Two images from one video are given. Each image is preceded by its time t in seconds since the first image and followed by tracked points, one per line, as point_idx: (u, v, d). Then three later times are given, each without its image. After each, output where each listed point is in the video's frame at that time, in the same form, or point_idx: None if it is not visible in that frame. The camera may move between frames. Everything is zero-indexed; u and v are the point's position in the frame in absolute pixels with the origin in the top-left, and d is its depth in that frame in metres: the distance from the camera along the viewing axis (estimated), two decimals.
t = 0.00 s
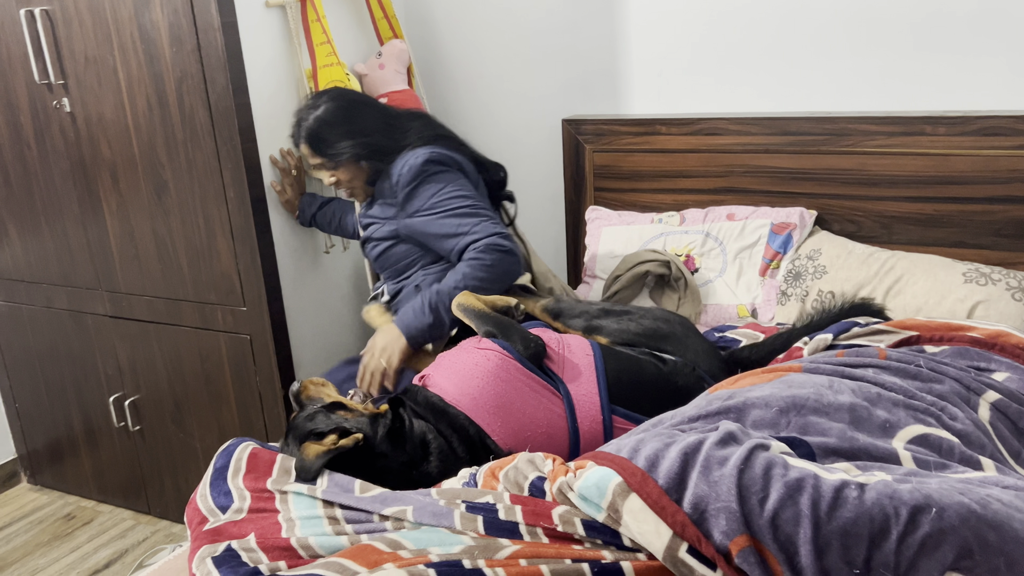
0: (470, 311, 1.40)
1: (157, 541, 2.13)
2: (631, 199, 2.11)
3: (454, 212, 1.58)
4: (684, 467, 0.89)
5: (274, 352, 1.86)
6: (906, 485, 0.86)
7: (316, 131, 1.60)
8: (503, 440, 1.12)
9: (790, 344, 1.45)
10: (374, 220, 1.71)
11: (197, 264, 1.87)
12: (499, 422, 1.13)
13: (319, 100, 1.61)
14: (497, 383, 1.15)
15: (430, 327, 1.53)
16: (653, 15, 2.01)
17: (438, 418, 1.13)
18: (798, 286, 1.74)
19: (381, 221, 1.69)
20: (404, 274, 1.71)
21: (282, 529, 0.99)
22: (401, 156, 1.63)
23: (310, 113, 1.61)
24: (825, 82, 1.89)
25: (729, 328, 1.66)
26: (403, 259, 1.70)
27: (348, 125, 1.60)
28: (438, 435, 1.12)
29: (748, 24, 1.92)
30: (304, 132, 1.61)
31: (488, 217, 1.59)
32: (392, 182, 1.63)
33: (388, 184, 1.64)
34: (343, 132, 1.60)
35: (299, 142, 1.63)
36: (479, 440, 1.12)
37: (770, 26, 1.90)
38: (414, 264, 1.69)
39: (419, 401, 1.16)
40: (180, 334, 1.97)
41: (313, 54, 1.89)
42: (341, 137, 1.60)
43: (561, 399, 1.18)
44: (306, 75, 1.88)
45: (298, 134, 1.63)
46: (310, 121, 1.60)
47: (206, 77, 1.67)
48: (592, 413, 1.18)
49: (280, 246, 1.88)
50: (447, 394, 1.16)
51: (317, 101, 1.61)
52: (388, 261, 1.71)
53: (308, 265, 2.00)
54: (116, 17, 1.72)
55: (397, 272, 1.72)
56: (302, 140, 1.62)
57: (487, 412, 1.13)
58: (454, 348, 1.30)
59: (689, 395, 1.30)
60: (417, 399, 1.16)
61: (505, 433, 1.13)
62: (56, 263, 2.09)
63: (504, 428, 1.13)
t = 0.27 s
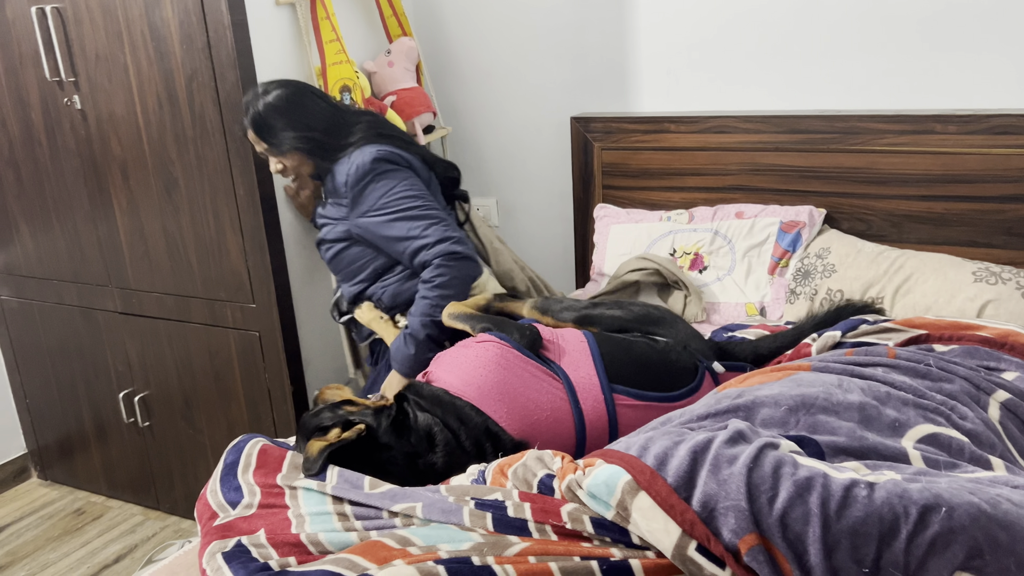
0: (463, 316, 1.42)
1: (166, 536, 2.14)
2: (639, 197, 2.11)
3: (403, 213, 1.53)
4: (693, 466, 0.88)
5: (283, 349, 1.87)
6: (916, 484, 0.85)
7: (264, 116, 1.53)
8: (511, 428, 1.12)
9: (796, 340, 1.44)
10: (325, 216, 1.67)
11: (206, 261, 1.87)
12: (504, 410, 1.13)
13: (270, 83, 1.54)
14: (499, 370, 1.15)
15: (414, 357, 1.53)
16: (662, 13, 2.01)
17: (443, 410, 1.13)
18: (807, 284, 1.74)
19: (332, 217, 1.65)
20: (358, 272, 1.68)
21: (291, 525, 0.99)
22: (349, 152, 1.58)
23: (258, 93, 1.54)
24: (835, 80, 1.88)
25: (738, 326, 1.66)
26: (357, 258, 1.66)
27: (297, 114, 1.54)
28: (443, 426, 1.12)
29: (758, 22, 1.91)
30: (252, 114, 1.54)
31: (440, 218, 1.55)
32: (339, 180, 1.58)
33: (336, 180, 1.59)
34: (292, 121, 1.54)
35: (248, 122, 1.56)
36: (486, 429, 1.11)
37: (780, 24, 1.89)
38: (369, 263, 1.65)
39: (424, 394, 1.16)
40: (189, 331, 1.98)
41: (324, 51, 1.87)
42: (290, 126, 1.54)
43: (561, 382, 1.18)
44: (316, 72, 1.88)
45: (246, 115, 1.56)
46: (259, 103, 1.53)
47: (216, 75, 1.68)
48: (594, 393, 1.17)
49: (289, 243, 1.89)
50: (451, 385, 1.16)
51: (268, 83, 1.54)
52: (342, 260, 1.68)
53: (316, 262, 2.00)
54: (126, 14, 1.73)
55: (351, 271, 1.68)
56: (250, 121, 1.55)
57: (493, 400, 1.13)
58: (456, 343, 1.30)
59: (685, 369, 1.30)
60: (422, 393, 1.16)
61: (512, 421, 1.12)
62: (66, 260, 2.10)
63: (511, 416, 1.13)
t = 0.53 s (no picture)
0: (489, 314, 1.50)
1: (178, 529, 2.16)
2: (651, 193, 2.11)
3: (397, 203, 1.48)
4: (706, 461, 0.88)
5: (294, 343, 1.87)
6: (931, 481, 0.85)
7: (259, 84, 1.43)
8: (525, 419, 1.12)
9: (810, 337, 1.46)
10: (308, 195, 1.59)
11: (219, 256, 1.88)
12: (519, 400, 1.13)
13: (265, 50, 1.44)
14: (512, 361, 1.17)
15: (421, 358, 1.45)
16: (674, 8, 2.00)
17: (455, 403, 1.12)
18: (820, 281, 1.73)
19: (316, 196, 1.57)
20: (339, 257, 1.60)
21: (305, 518, 1.00)
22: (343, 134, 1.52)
23: (253, 58, 1.44)
24: (849, 75, 1.87)
25: (751, 323, 1.65)
26: (337, 243, 1.58)
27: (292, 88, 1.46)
28: (453, 419, 1.11)
29: (771, 17, 1.90)
30: (246, 81, 1.43)
31: (433, 213, 1.50)
32: (333, 161, 1.52)
33: (328, 160, 1.53)
34: (286, 94, 1.46)
35: (236, 89, 1.45)
36: (499, 421, 1.11)
37: (793, 19, 1.88)
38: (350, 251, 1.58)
39: (436, 389, 1.16)
40: (201, 325, 1.99)
41: (341, 48, 1.88)
42: (283, 99, 1.46)
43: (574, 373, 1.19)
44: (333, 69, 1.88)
45: (237, 79, 1.44)
46: (253, 69, 1.43)
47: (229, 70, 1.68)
48: (608, 383, 1.18)
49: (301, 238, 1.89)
50: (466, 375, 1.17)
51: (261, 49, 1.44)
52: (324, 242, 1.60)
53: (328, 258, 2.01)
54: (139, 9, 1.73)
55: (331, 256, 1.61)
56: (240, 88, 1.44)
57: (508, 389, 1.14)
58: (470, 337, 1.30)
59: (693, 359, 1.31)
60: (437, 387, 1.16)
61: (527, 411, 1.13)
62: (79, 254, 2.11)
63: (526, 406, 1.13)
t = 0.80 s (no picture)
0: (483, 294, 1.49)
1: (191, 523, 2.17)
2: (664, 188, 2.10)
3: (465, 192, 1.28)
4: (721, 456, 0.87)
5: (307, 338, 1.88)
6: (948, 477, 0.84)
7: (348, 39, 1.15)
8: (530, 401, 1.10)
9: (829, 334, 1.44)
10: (357, 159, 1.29)
11: (232, 251, 1.89)
12: (521, 381, 1.11)
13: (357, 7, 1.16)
14: (508, 346, 1.16)
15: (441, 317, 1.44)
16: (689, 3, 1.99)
17: (463, 390, 1.12)
18: (834, 277, 1.73)
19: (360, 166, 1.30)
20: (368, 233, 1.35)
21: (318, 510, 1.00)
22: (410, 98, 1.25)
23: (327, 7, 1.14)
24: (864, 70, 1.86)
25: (765, 319, 1.64)
26: (371, 217, 1.33)
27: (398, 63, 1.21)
28: (461, 407, 1.11)
29: (787, 12, 1.89)
30: (327, 30, 1.14)
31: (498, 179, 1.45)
32: (398, 128, 1.25)
33: (391, 126, 1.25)
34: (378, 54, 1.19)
35: (318, 40, 1.15)
36: (505, 405, 1.09)
37: (808, 13, 1.87)
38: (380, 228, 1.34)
39: (445, 381, 1.15)
40: (215, 319, 2.00)
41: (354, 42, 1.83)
42: (360, 56, 1.17)
43: (569, 355, 1.18)
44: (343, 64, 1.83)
45: (308, 35, 1.15)
46: (342, 28, 1.15)
47: (243, 65, 1.68)
48: (603, 361, 1.17)
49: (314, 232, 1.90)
50: (467, 367, 1.15)
51: None
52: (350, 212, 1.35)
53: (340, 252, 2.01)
54: (154, 4, 1.74)
55: (357, 233, 1.37)
56: (325, 36, 1.14)
57: (511, 371, 1.11)
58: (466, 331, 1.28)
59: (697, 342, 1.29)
60: (445, 380, 1.15)
61: (531, 393, 1.10)
62: (94, 249, 2.12)
63: (529, 388, 1.10)
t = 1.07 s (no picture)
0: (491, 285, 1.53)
1: (200, 518, 2.17)
2: (674, 185, 2.09)
3: (488, 160, 1.64)
4: (732, 454, 0.87)
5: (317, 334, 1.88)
6: (962, 476, 0.83)
7: (388, 24, 1.46)
8: (530, 376, 1.15)
9: (840, 330, 1.43)
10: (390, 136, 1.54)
11: (242, 247, 1.89)
12: (522, 358, 1.17)
13: (398, 3, 1.48)
14: (512, 328, 1.24)
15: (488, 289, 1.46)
16: None
17: (464, 376, 1.20)
18: (846, 275, 1.72)
19: (398, 144, 1.55)
20: (404, 208, 1.57)
21: (328, 506, 1.00)
22: (435, 85, 1.57)
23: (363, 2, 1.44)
24: (876, 66, 1.84)
25: (777, 317, 1.63)
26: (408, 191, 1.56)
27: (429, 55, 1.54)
28: (464, 391, 1.18)
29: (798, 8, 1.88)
30: (372, 17, 1.44)
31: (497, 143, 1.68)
32: (429, 108, 1.57)
33: (423, 110, 1.56)
34: (415, 42, 1.51)
35: (366, 22, 1.44)
36: (508, 387, 1.15)
37: (820, 8, 1.85)
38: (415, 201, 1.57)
39: (452, 372, 1.23)
40: (225, 315, 2.00)
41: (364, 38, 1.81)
42: (399, 43, 1.49)
43: (569, 337, 1.22)
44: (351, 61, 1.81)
45: (349, 22, 1.44)
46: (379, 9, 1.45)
47: (253, 61, 1.69)
48: (599, 342, 1.20)
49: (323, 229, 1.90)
50: (473, 348, 1.23)
51: None
52: (386, 188, 1.55)
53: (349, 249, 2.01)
54: None
55: (394, 211, 1.57)
56: (369, 21, 1.44)
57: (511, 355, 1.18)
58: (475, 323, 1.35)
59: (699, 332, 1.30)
60: (451, 372, 1.24)
61: (531, 368, 1.16)
62: (105, 244, 2.13)
63: (529, 364, 1.16)
